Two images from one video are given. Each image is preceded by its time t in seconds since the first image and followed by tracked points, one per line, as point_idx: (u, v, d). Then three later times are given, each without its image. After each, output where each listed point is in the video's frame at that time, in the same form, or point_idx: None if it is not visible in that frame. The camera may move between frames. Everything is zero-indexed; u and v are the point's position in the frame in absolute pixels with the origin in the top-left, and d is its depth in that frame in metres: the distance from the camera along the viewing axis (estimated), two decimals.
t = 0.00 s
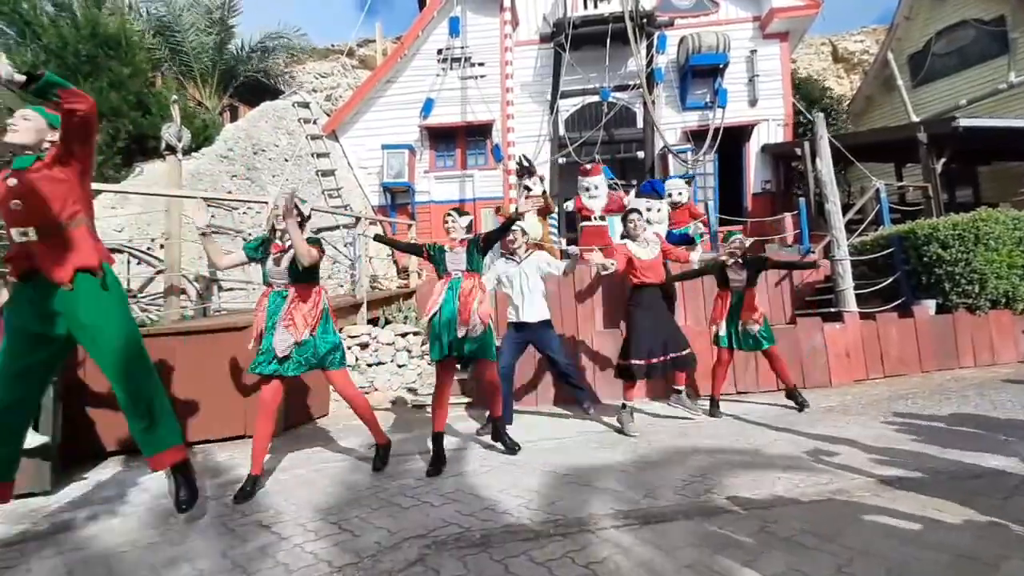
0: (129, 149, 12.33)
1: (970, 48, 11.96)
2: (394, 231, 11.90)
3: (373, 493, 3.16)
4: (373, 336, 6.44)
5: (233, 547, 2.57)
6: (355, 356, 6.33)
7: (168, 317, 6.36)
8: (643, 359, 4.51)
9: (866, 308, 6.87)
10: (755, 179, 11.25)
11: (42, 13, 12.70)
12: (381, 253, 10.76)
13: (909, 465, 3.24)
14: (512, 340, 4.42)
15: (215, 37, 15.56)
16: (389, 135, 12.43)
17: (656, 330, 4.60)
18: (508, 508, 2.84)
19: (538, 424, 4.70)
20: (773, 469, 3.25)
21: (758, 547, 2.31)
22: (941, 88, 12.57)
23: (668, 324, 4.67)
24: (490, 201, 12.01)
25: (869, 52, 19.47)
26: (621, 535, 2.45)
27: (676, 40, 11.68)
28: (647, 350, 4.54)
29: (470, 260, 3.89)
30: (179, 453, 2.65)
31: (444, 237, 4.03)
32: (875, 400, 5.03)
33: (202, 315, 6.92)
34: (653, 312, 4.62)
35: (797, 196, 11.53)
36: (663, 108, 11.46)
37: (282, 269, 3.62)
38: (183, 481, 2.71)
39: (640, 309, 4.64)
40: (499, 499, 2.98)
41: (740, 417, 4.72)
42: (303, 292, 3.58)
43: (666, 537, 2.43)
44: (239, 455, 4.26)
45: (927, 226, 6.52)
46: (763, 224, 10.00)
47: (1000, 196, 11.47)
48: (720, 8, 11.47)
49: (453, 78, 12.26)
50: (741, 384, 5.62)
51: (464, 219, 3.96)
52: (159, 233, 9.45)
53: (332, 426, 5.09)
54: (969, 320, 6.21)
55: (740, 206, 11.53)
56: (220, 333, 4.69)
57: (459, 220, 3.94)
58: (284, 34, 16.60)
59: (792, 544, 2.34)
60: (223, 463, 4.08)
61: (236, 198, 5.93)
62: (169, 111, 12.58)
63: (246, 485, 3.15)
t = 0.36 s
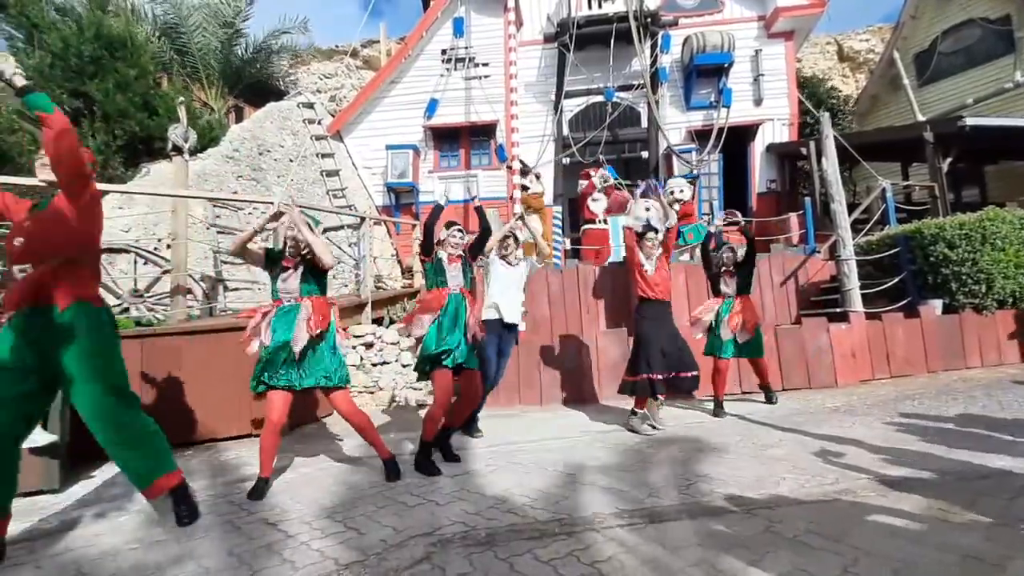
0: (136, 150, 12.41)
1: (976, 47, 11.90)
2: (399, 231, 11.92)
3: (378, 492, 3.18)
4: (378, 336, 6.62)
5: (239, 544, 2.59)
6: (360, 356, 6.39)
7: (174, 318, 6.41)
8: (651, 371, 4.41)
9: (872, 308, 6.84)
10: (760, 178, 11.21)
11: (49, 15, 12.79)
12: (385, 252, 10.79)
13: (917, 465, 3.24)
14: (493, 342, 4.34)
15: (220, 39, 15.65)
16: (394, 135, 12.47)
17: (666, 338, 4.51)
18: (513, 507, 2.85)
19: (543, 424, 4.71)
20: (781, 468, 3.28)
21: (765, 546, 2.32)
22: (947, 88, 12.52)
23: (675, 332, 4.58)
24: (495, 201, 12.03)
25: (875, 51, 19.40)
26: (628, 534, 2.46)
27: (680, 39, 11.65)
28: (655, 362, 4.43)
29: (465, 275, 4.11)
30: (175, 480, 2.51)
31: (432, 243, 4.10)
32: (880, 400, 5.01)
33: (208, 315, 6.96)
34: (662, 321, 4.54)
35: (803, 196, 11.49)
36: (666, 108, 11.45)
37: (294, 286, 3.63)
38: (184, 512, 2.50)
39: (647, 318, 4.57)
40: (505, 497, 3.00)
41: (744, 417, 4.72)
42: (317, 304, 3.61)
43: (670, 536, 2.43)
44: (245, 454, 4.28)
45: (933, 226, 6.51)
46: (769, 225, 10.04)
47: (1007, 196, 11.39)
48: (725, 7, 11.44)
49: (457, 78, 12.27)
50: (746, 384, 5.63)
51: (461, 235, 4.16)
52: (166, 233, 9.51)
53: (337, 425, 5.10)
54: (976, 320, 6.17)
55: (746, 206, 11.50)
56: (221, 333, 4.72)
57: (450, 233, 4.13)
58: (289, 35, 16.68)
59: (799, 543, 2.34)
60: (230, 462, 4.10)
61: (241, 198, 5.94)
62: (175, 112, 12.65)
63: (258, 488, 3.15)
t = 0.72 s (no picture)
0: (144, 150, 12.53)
1: (985, 44, 11.78)
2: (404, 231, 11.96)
3: (384, 492, 3.19)
4: (385, 336, 6.72)
5: (246, 543, 2.60)
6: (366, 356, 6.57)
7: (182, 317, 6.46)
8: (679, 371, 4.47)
9: (880, 308, 6.78)
10: (766, 178, 11.17)
11: (60, 17, 12.92)
12: (391, 253, 10.84)
13: (927, 466, 3.23)
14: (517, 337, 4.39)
15: (228, 40, 15.76)
16: (399, 135, 12.50)
17: (691, 344, 4.54)
18: (519, 506, 2.86)
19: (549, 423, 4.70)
20: (789, 468, 3.27)
21: (773, 546, 2.31)
22: (955, 87, 12.43)
23: (702, 338, 4.59)
24: (500, 201, 12.04)
25: (883, 49, 19.25)
26: (634, 534, 2.46)
27: (685, 38, 11.61)
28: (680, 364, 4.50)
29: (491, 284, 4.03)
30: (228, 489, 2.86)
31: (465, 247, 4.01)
32: (888, 401, 4.97)
33: (215, 315, 7.01)
34: (687, 330, 4.58)
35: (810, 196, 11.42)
36: (672, 108, 11.42)
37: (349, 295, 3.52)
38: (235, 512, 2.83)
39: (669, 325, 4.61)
40: (511, 497, 3.00)
41: (749, 417, 4.71)
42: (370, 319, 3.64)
43: (676, 536, 2.43)
44: (252, 453, 4.30)
45: (941, 226, 6.45)
46: (777, 224, 10.09)
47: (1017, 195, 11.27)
48: (731, 6, 11.39)
49: (463, 78, 12.29)
50: (754, 385, 5.58)
51: (492, 237, 4.01)
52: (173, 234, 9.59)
53: (343, 424, 5.12)
54: (985, 320, 6.11)
55: (752, 206, 11.45)
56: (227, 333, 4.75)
57: (486, 240, 3.98)
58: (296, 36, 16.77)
59: (806, 543, 2.33)
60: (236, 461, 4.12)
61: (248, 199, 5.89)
62: (183, 114, 12.76)
63: (261, 485, 3.17)
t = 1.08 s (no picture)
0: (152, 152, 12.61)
1: (994, 42, 11.67)
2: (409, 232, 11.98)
3: (389, 492, 3.20)
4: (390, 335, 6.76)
5: (253, 542, 2.62)
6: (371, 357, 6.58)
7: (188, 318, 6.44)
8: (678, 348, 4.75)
9: (887, 308, 6.74)
10: (772, 177, 11.10)
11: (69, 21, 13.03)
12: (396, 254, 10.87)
13: (934, 467, 3.21)
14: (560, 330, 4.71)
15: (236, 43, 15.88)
16: (404, 136, 12.54)
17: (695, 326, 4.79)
18: (524, 507, 2.86)
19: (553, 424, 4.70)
20: (794, 469, 3.26)
21: (778, 549, 2.30)
22: (964, 85, 12.33)
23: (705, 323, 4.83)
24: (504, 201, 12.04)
25: (890, 47, 19.12)
26: (639, 535, 2.46)
27: (690, 38, 11.58)
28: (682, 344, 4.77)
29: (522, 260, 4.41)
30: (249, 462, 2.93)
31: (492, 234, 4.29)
32: (895, 402, 4.94)
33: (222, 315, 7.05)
34: (692, 306, 4.80)
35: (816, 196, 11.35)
36: (677, 108, 11.39)
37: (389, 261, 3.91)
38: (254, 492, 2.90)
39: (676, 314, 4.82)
40: (517, 497, 3.00)
41: (755, 417, 4.69)
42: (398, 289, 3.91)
43: (682, 538, 2.42)
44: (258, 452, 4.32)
45: (949, 226, 6.41)
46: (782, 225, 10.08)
47: None
48: (737, 5, 11.35)
49: (468, 79, 12.30)
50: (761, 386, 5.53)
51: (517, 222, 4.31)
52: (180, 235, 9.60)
53: (349, 424, 5.13)
54: (994, 320, 6.05)
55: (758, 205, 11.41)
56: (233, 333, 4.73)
57: (511, 224, 4.28)
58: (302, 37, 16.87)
59: (811, 545, 2.32)
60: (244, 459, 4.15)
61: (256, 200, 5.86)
62: (190, 116, 12.84)
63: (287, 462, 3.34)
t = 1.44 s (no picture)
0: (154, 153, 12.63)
1: (997, 41, 11.64)
2: (411, 232, 11.98)
3: (390, 493, 3.20)
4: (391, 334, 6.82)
5: (255, 543, 2.62)
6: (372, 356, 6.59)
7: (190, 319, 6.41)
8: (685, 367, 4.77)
9: (889, 309, 6.71)
10: (774, 177, 11.08)
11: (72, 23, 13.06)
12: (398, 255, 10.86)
13: (937, 469, 3.19)
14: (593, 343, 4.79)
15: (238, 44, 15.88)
16: (406, 137, 12.55)
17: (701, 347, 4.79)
18: (525, 508, 2.86)
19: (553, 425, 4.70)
20: (796, 470, 3.25)
21: (779, 550, 2.29)
22: (967, 84, 12.29)
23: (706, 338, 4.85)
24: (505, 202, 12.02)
25: (892, 47, 19.07)
26: (640, 536, 2.45)
27: (691, 38, 11.57)
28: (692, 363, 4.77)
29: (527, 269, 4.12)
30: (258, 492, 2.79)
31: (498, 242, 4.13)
32: (898, 403, 4.92)
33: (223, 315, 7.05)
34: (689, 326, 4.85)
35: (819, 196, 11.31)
36: (678, 108, 11.38)
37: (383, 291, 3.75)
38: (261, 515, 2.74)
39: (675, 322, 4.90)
40: (518, 498, 3.00)
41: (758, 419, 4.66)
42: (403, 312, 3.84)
43: (683, 538, 2.42)
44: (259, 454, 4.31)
45: (951, 226, 6.38)
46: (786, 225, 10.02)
47: None
48: (738, 5, 11.33)
49: (469, 80, 12.30)
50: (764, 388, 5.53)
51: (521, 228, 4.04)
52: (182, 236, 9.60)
53: (351, 425, 5.13)
54: (997, 321, 6.03)
55: (759, 205, 11.38)
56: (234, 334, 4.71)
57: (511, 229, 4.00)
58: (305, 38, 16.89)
59: (813, 547, 2.31)
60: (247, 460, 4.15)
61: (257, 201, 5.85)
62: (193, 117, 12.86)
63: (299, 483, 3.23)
